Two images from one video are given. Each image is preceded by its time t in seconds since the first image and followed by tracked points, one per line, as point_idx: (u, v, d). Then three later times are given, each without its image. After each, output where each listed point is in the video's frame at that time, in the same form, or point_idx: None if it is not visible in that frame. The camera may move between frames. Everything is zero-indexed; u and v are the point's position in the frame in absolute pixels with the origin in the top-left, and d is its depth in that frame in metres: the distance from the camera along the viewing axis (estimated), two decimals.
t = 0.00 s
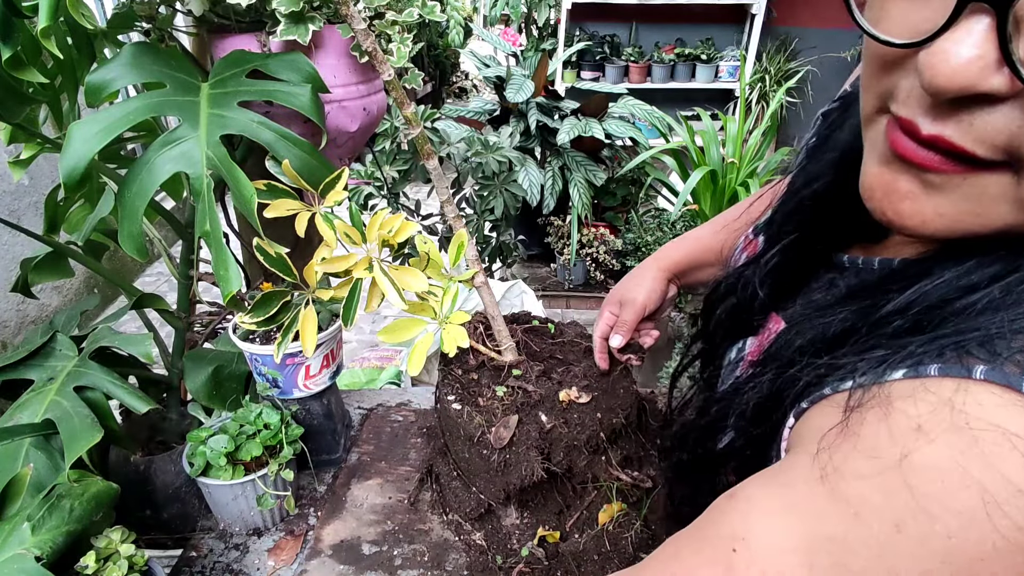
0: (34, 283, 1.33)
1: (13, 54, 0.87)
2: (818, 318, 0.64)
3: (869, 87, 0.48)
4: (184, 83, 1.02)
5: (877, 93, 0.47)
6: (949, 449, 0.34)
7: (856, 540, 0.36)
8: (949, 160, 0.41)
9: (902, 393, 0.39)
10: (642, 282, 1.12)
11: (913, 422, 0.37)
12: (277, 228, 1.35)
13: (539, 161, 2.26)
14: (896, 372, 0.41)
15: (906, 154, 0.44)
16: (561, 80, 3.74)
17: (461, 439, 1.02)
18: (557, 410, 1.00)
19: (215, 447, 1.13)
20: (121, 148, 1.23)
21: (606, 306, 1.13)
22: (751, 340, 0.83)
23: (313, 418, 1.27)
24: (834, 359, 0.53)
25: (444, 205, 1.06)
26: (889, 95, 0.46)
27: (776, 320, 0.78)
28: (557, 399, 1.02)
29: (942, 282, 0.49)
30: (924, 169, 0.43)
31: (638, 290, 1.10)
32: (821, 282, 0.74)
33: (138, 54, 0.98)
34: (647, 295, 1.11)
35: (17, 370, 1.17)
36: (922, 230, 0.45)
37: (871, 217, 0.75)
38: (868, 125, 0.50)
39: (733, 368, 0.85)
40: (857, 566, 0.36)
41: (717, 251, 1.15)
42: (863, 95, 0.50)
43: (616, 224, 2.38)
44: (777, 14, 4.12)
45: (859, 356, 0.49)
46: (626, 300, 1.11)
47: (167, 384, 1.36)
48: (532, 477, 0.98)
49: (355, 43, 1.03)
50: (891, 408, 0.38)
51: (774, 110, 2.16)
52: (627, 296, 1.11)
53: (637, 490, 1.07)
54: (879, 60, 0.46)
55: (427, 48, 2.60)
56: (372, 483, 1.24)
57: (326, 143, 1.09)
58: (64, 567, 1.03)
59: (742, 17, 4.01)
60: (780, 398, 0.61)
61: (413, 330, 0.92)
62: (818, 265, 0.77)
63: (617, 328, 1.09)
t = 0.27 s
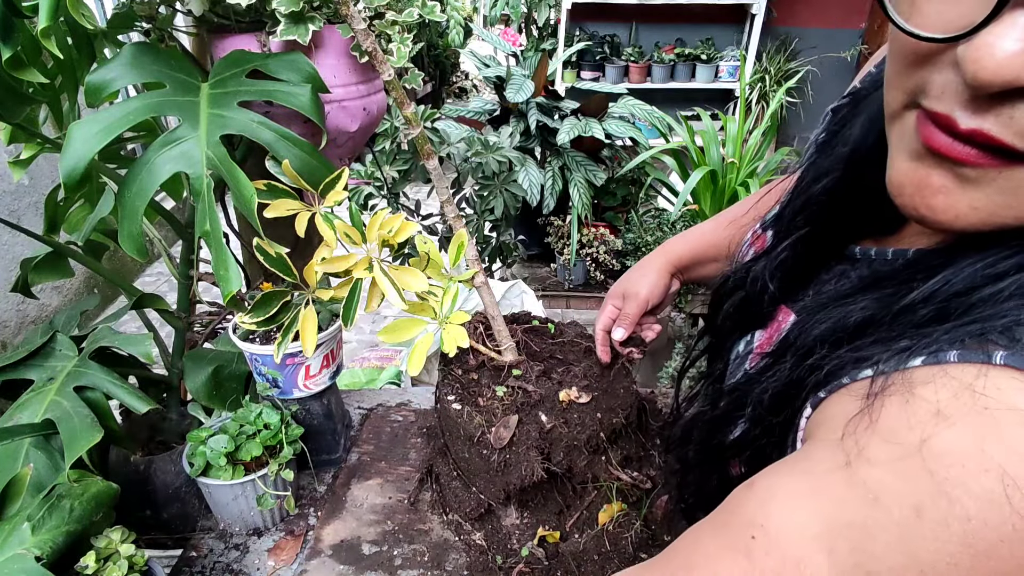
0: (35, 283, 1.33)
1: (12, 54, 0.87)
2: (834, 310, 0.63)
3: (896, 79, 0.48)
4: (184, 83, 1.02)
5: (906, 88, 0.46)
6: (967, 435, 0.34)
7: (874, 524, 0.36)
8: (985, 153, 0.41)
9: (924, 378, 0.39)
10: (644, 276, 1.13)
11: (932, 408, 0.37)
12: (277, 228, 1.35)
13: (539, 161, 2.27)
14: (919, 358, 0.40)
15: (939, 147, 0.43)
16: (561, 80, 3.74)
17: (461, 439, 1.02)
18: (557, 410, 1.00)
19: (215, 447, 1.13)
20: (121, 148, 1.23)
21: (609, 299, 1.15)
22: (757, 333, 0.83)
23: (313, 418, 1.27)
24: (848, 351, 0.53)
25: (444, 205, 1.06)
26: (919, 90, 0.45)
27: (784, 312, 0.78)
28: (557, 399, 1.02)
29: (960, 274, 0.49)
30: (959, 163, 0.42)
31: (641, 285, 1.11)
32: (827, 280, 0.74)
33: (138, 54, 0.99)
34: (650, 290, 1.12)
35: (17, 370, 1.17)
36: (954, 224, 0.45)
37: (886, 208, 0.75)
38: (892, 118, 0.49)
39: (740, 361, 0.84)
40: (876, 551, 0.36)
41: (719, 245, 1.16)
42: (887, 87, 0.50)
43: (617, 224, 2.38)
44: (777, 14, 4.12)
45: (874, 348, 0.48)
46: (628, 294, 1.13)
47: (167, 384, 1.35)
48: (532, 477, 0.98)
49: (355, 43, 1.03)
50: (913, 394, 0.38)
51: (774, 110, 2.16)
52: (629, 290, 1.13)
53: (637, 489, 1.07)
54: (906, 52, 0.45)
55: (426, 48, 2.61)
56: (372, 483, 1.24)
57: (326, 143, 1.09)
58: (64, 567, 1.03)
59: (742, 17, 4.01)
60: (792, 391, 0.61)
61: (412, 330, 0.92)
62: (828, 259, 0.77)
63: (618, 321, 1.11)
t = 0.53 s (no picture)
0: (35, 283, 1.33)
1: (12, 54, 0.87)
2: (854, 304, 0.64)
3: (896, 62, 0.49)
4: (184, 83, 1.02)
5: (905, 70, 0.47)
6: (998, 433, 0.34)
7: (922, 530, 0.35)
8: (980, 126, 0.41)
9: (956, 379, 0.38)
10: (642, 267, 1.10)
11: (967, 408, 0.37)
12: (277, 228, 1.35)
13: (539, 162, 2.26)
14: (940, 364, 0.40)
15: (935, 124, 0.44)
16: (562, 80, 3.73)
17: (461, 439, 1.02)
18: (557, 410, 1.01)
19: (215, 447, 1.13)
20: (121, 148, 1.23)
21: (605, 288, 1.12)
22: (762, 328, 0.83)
23: (313, 418, 1.27)
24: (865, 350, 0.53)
25: (444, 205, 1.06)
26: (917, 70, 0.46)
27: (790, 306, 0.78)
28: (557, 399, 1.02)
29: (962, 269, 0.48)
30: (954, 137, 0.42)
31: (638, 276, 1.08)
32: (832, 271, 0.75)
33: (138, 54, 0.98)
34: (647, 282, 1.09)
35: (17, 370, 1.17)
36: (951, 199, 0.44)
37: (892, 199, 0.75)
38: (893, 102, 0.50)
39: (745, 357, 0.84)
40: (925, 560, 0.35)
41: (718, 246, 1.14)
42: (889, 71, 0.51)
43: (616, 224, 2.37)
44: (777, 14, 4.12)
45: (895, 350, 0.48)
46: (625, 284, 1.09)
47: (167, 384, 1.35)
48: (532, 477, 0.98)
49: (355, 43, 1.03)
50: (947, 396, 0.38)
51: (774, 110, 2.16)
52: (627, 279, 1.10)
53: (637, 489, 1.07)
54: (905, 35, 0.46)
55: (426, 48, 2.61)
56: (372, 483, 1.24)
57: (326, 143, 1.09)
58: (64, 567, 1.03)
59: (742, 17, 4.00)
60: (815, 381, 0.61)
61: (412, 330, 0.92)
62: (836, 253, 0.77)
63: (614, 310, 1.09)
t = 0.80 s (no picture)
0: (35, 283, 1.33)
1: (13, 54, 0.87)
2: (869, 295, 0.58)
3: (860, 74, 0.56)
4: (184, 83, 1.02)
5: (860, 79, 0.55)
6: None
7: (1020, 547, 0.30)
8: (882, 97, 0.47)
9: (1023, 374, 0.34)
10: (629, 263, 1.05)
11: None
12: (277, 228, 1.35)
13: (539, 161, 2.27)
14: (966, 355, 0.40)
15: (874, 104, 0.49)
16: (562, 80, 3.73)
17: (461, 439, 1.02)
18: (557, 411, 1.01)
19: (215, 447, 1.13)
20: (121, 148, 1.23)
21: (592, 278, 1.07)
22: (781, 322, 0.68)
23: (313, 418, 1.27)
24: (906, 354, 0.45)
25: (444, 205, 1.06)
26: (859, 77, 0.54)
27: (805, 296, 0.66)
28: (557, 399, 1.02)
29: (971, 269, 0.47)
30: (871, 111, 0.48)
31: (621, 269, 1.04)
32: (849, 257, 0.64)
33: (138, 54, 0.99)
34: (633, 278, 1.04)
35: (17, 370, 1.17)
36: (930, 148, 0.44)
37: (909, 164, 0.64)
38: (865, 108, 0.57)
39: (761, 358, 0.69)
40: None
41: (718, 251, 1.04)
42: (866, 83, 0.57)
43: (617, 224, 2.34)
44: (777, 14, 4.12)
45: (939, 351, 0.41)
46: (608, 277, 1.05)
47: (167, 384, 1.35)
48: (532, 477, 0.98)
49: (355, 43, 1.03)
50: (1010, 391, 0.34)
51: (774, 110, 2.16)
52: (611, 272, 1.05)
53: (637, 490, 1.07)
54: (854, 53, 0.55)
55: (426, 48, 2.61)
56: (372, 483, 1.24)
57: (326, 143, 1.09)
58: (64, 567, 1.03)
59: (742, 17, 4.00)
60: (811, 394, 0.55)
61: (412, 330, 0.92)
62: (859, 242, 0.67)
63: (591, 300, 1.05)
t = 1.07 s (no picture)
0: (35, 283, 1.33)
1: (12, 54, 0.87)
2: (891, 271, 0.58)
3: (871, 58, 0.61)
4: (184, 83, 1.02)
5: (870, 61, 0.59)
6: None
7: None
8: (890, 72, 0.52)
9: None
10: (620, 264, 1.07)
11: None
12: (277, 228, 1.35)
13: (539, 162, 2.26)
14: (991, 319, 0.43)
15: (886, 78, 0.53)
16: (561, 80, 3.73)
17: (461, 439, 1.02)
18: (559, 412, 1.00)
19: (215, 447, 1.13)
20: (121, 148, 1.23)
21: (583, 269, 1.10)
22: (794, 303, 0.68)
23: (313, 418, 1.27)
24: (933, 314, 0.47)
25: (444, 205, 1.06)
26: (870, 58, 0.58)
27: (822, 279, 0.66)
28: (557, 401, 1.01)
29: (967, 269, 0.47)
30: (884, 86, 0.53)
31: (612, 268, 1.06)
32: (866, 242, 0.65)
33: (138, 54, 0.99)
34: (621, 278, 1.06)
35: (17, 370, 1.17)
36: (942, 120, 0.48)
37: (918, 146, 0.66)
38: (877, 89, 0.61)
39: (774, 341, 0.69)
40: None
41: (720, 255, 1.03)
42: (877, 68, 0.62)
43: (617, 224, 2.35)
44: (777, 14, 4.12)
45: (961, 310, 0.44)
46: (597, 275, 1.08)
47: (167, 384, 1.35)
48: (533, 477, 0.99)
49: (355, 43, 1.03)
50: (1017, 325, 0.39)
51: (774, 110, 2.16)
52: (605, 274, 1.07)
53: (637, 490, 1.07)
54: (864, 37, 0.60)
55: (426, 48, 2.61)
56: (372, 483, 1.24)
57: (325, 143, 1.09)
58: (64, 567, 1.03)
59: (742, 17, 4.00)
60: (837, 375, 0.55)
61: (412, 330, 0.92)
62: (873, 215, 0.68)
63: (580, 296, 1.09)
